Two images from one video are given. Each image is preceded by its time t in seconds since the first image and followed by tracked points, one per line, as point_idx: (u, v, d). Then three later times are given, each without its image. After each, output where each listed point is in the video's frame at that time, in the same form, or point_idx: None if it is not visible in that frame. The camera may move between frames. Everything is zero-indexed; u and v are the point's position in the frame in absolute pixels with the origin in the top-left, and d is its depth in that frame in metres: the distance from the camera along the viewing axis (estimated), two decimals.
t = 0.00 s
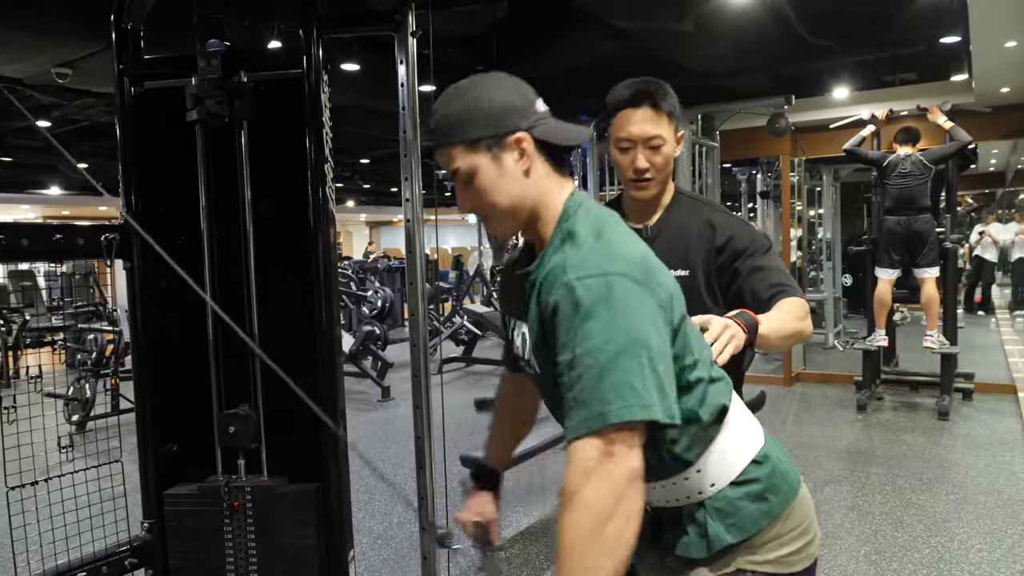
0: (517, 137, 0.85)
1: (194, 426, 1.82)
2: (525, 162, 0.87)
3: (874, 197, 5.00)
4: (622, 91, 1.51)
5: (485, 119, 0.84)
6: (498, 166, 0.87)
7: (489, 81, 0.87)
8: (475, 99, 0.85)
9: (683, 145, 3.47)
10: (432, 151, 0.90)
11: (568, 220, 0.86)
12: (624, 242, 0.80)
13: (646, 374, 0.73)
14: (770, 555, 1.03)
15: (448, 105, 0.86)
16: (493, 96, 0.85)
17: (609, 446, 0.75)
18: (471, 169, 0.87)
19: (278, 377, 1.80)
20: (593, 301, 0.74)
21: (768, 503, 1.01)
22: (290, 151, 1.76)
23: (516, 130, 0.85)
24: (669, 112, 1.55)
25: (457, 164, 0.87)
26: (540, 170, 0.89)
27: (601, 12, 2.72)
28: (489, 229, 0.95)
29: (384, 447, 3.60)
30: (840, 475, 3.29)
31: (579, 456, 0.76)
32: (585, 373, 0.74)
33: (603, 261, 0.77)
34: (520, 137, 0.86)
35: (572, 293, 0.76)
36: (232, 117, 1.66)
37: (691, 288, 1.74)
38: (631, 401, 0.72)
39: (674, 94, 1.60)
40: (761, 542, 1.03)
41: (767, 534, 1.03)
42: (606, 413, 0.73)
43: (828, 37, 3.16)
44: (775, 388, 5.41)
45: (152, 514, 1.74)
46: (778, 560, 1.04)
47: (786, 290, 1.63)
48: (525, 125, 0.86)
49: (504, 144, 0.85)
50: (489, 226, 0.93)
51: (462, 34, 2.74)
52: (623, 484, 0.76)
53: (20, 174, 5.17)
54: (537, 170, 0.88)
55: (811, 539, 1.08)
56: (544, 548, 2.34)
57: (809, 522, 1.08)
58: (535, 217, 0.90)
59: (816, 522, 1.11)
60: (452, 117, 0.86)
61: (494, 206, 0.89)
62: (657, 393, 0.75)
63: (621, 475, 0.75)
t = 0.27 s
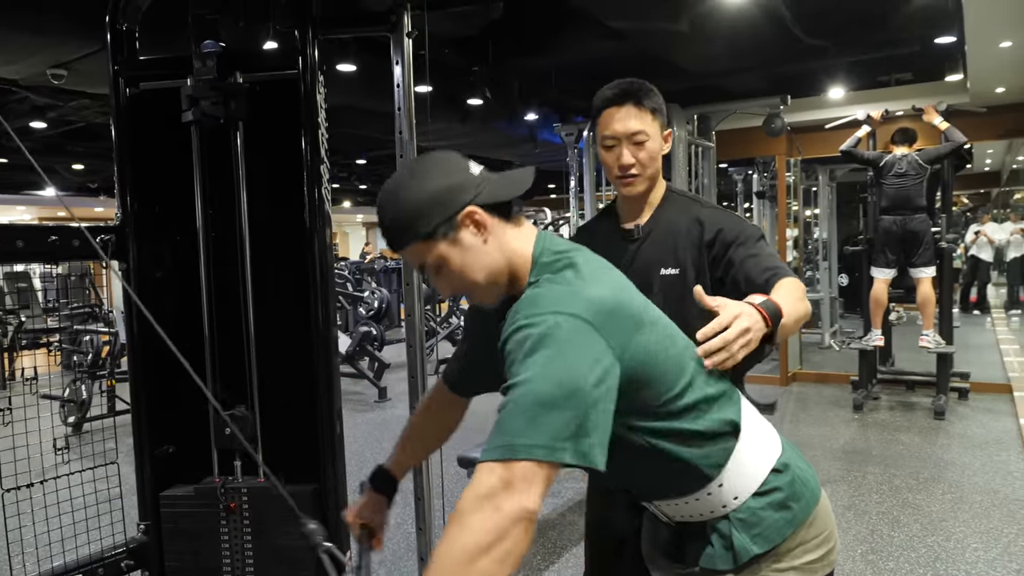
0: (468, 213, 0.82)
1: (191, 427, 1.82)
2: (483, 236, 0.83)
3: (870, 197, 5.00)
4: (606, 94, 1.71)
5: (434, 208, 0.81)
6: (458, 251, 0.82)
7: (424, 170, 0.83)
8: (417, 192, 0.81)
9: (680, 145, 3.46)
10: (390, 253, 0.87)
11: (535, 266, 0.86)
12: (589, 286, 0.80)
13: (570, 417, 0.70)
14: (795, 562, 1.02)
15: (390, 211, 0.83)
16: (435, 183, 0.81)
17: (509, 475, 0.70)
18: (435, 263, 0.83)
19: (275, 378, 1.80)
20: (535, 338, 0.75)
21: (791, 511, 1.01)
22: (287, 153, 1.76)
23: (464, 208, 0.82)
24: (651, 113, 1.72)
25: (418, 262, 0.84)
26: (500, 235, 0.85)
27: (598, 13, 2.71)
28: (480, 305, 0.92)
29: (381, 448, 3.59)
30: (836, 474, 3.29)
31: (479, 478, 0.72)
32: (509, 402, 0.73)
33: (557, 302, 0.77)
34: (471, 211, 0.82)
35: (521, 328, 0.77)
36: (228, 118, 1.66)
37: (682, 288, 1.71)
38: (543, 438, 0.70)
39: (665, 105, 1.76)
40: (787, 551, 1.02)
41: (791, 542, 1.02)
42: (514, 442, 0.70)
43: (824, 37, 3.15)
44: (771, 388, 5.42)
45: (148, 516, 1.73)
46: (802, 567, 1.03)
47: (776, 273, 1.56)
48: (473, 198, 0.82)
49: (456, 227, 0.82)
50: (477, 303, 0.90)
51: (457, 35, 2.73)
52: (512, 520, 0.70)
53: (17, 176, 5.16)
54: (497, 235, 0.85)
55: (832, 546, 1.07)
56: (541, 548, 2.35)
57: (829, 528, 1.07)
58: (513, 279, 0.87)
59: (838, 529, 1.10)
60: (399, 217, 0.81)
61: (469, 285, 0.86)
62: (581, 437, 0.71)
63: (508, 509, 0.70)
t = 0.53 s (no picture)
0: (442, 242, 0.86)
1: (188, 429, 1.82)
2: (461, 263, 0.88)
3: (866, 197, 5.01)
4: (627, 89, 1.70)
5: (410, 244, 0.85)
6: (438, 279, 0.87)
7: (393, 208, 0.87)
8: (388, 231, 0.86)
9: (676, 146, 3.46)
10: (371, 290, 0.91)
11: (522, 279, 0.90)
12: (572, 296, 0.83)
13: (506, 399, 0.72)
14: (797, 559, 1.03)
15: (364, 252, 0.87)
16: (407, 220, 0.86)
17: (427, 434, 0.72)
18: (419, 293, 0.88)
19: (272, 379, 1.80)
20: (502, 323, 0.79)
21: (790, 509, 1.01)
22: (283, 154, 1.76)
23: (437, 238, 0.86)
24: (672, 107, 1.70)
25: (402, 297, 0.89)
26: (478, 257, 0.90)
27: (594, 14, 2.71)
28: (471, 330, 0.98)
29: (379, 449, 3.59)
30: (834, 474, 3.29)
31: (401, 433, 0.74)
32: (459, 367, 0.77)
33: (531, 301, 0.82)
34: (446, 240, 0.87)
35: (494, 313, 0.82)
36: (224, 119, 1.66)
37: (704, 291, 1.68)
38: (475, 409, 0.71)
39: (687, 99, 1.73)
40: (788, 548, 1.03)
41: (790, 539, 1.03)
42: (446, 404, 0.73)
43: (820, 37, 3.16)
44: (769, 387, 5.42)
45: (145, 519, 1.74)
46: (803, 564, 1.04)
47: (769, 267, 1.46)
48: (446, 228, 0.87)
49: (433, 258, 0.86)
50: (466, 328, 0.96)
51: (454, 36, 2.73)
52: (415, 479, 0.70)
53: (12, 178, 5.14)
54: (472, 258, 0.89)
55: (832, 541, 1.08)
56: (539, 549, 2.35)
57: (828, 525, 1.08)
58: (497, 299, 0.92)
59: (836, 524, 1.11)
60: (375, 257, 0.86)
61: (454, 310, 0.91)
62: (510, 418, 0.73)
63: (409, 468, 0.70)
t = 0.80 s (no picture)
0: (417, 266, 0.86)
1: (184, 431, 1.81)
2: (437, 282, 0.88)
3: (863, 196, 5.01)
4: (640, 86, 1.43)
5: (385, 272, 0.85)
6: (417, 303, 0.87)
7: (364, 236, 0.86)
8: (360, 261, 0.86)
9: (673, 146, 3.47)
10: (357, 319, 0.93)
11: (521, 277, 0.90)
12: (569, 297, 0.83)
13: (459, 340, 0.71)
14: (791, 555, 1.03)
15: (341, 282, 0.88)
16: (379, 247, 0.86)
17: (374, 342, 0.70)
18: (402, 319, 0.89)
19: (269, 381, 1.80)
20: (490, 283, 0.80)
21: (782, 505, 1.02)
22: (279, 156, 1.76)
23: (412, 262, 0.86)
24: (693, 103, 1.42)
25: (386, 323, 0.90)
26: (454, 274, 0.89)
27: (590, 14, 2.72)
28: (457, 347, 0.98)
29: (376, 450, 3.59)
30: (831, 474, 3.29)
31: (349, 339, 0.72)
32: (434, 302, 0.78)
33: (519, 281, 0.82)
34: (419, 263, 0.87)
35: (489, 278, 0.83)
36: (220, 120, 1.66)
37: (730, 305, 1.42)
38: (428, 332, 0.70)
39: (714, 92, 1.45)
40: (782, 545, 1.03)
41: (784, 536, 1.02)
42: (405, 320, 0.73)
43: (816, 37, 3.17)
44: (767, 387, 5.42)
45: (142, 521, 1.74)
46: (798, 560, 1.04)
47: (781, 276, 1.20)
48: (417, 252, 0.87)
49: (409, 283, 0.86)
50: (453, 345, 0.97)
51: (450, 36, 2.73)
52: (343, 377, 0.68)
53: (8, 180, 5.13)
54: (449, 277, 0.89)
55: (827, 534, 1.08)
56: (536, 550, 2.35)
57: (823, 519, 1.08)
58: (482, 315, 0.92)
59: (831, 519, 1.11)
60: (353, 288, 0.87)
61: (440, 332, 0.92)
62: (456, 356, 0.71)
63: (337, 367, 0.68)
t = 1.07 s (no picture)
0: (398, 298, 0.87)
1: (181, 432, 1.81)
2: (418, 313, 0.88)
3: (861, 196, 5.02)
4: (635, 92, 1.40)
5: (367, 305, 0.86)
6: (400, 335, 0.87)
7: (344, 274, 0.88)
8: (342, 297, 0.88)
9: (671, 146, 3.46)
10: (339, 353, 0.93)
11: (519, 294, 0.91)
12: (564, 322, 0.84)
13: (444, 357, 0.72)
14: (793, 558, 1.03)
15: (325, 322, 0.89)
16: (360, 282, 0.87)
17: (361, 353, 0.70)
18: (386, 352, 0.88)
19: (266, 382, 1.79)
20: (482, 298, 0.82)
21: (780, 511, 1.02)
22: (276, 156, 1.75)
23: (391, 295, 0.87)
24: (690, 106, 1.38)
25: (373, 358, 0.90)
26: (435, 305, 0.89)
27: (588, 14, 2.72)
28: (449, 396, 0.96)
29: (374, 451, 3.58)
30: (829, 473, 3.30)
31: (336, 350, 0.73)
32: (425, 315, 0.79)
33: (510, 300, 0.83)
34: (401, 295, 0.87)
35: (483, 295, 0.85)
36: (216, 120, 1.65)
37: (737, 310, 1.42)
38: (417, 348, 0.71)
39: (713, 92, 1.40)
40: (783, 550, 1.02)
41: (785, 540, 1.02)
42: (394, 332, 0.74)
43: (814, 37, 3.17)
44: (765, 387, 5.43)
45: (139, 522, 1.73)
46: (800, 563, 1.04)
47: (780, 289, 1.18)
48: (398, 284, 0.88)
49: (390, 315, 0.87)
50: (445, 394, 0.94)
51: (448, 36, 2.72)
52: (327, 387, 0.67)
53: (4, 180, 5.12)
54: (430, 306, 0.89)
55: (826, 535, 1.08)
56: (534, 550, 2.35)
57: (822, 521, 1.08)
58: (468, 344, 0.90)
59: (830, 519, 1.11)
60: (337, 328, 0.88)
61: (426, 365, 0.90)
62: (442, 372, 0.72)
63: (322, 379, 0.67)
